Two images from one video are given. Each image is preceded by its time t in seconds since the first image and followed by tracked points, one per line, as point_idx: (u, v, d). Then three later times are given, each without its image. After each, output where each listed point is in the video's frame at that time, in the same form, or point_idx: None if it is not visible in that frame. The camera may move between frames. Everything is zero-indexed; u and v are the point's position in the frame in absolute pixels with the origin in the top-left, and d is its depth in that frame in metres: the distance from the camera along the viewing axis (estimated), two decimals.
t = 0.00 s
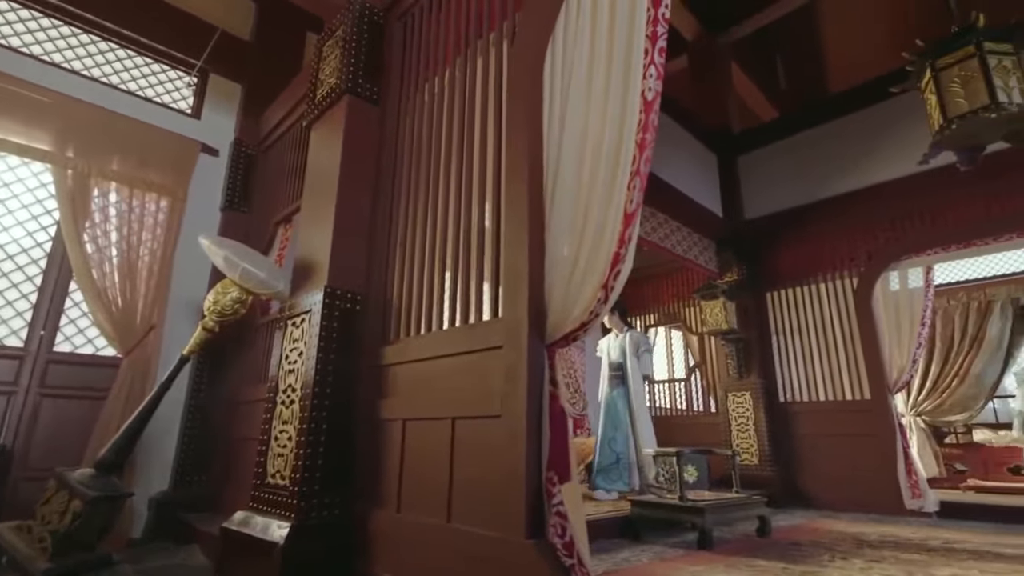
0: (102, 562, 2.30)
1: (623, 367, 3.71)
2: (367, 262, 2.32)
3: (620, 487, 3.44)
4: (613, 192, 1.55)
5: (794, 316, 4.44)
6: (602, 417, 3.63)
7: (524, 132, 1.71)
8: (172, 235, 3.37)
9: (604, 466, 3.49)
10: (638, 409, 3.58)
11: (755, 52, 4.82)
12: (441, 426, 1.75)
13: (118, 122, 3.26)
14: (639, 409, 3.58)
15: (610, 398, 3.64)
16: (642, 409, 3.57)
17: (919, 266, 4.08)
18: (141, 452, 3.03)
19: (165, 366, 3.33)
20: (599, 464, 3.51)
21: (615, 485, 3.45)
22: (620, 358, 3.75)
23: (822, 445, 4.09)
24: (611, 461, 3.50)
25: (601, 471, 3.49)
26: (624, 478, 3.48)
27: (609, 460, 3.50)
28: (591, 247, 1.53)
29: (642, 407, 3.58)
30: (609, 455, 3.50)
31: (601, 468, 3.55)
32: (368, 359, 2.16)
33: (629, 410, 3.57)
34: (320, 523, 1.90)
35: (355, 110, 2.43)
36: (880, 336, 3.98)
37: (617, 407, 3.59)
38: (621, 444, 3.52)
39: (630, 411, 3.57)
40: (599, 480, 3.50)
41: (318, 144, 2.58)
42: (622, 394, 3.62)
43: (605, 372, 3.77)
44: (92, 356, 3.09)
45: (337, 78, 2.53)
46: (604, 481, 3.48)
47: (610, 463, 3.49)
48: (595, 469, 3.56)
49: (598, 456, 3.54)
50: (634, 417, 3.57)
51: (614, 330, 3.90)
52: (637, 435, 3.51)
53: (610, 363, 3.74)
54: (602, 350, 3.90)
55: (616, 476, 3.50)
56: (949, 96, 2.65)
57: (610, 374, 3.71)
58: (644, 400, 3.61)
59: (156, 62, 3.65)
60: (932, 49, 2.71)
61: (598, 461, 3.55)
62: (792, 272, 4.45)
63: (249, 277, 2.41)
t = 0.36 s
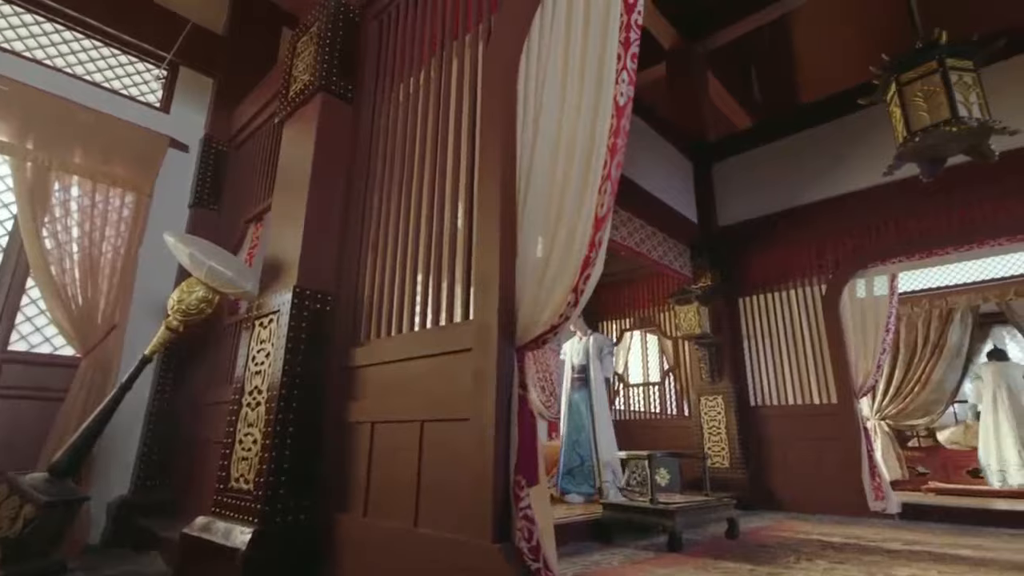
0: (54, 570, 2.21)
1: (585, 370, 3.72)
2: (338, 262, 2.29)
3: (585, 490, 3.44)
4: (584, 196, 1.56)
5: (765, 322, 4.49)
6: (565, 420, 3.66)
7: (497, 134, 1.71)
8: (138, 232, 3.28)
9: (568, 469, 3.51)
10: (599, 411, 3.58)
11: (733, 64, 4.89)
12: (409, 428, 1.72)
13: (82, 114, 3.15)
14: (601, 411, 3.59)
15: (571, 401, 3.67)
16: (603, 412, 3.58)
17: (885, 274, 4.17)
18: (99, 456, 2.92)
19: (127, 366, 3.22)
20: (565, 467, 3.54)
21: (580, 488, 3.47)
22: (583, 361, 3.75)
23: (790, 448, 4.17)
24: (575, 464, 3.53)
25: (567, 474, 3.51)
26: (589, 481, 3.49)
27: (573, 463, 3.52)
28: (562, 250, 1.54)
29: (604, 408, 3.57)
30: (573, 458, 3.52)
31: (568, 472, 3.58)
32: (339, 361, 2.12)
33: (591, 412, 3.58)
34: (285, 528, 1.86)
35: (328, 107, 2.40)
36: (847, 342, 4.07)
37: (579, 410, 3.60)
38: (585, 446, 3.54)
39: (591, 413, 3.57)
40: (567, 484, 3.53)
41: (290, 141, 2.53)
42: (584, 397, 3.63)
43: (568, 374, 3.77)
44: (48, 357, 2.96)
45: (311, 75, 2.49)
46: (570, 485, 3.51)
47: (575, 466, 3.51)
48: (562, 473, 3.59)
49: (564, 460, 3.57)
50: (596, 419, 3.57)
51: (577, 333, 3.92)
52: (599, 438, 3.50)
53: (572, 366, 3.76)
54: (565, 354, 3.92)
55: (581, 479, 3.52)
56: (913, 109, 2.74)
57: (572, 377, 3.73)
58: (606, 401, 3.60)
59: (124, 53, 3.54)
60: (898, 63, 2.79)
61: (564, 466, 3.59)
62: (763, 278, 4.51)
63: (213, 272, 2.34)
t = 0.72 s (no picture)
0: None
1: (555, 374, 3.74)
2: (311, 262, 2.25)
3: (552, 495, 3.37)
4: (557, 199, 1.56)
5: (739, 327, 4.57)
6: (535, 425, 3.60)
7: (471, 135, 1.70)
8: (104, 229, 3.18)
9: (538, 473, 3.45)
10: (567, 415, 3.59)
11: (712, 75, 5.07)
12: (379, 432, 1.70)
13: (47, 106, 3.04)
14: (570, 415, 3.59)
15: (541, 404, 3.64)
16: (571, 416, 3.59)
17: (854, 281, 4.21)
18: (58, 458, 2.82)
19: (89, 367, 3.12)
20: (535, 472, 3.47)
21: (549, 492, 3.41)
22: (552, 365, 3.78)
23: (761, 452, 4.24)
24: (544, 468, 3.46)
25: (537, 479, 3.44)
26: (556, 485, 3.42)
27: (542, 468, 3.46)
28: (535, 253, 1.54)
29: (573, 412, 3.59)
30: (542, 462, 3.46)
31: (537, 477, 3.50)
32: (309, 362, 2.08)
33: (560, 415, 3.57)
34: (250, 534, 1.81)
35: (303, 105, 2.37)
36: (818, 347, 4.13)
37: (548, 413, 3.58)
38: (553, 449, 3.48)
39: (560, 417, 3.57)
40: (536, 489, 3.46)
41: (263, 139, 2.48)
42: (553, 400, 3.62)
43: (538, 378, 3.78)
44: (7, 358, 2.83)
45: (285, 72, 2.45)
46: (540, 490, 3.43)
47: (544, 470, 3.44)
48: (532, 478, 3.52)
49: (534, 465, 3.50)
50: (564, 423, 3.56)
51: (547, 338, 3.94)
52: (566, 441, 3.49)
53: (541, 370, 3.77)
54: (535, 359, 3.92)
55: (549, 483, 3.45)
56: (881, 121, 2.81)
57: (541, 381, 3.73)
58: (574, 405, 3.62)
59: (93, 45, 3.44)
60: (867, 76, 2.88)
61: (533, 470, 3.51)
62: (738, 284, 4.57)
63: (180, 272, 2.26)
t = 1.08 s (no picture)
0: None
1: (530, 376, 3.68)
2: (285, 262, 2.21)
3: (523, 499, 3.36)
4: (533, 201, 1.56)
5: (717, 332, 4.60)
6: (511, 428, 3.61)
7: (447, 135, 1.69)
8: (71, 225, 3.08)
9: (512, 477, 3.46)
10: (542, 417, 3.53)
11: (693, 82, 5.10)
12: (351, 435, 1.67)
13: (14, 98, 2.95)
14: (544, 417, 3.54)
15: (516, 408, 3.62)
16: (545, 418, 3.53)
17: (828, 287, 4.29)
18: (19, 461, 2.73)
19: (52, 367, 3.02)
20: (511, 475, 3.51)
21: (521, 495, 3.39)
22: (528, 367, 3.72)
23: (738, 455, 4.28)
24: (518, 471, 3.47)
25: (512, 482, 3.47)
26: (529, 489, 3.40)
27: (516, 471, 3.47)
28: (510, 255, 1.53)
29: (547, 414, 3.52)
30: (516, 466, 3.46)
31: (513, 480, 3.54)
32: (281, 364, 2.04)
33: (533, 418, 3.53)
34: (217, 540, 1.77)
35: (280, 102, 2.33)
36: (793, 352, 4.20)
37: (523, 416, 3.56)
38: (525, 453, 3.46)
39: (534, 420, 3.52)
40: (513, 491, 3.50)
41: (238, 135, 2.44)
42: (528, 403, 3.58)
43: (514, 381, 3.74)
44: None
45: (262, 69, 2.42)
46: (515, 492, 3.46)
47: (517, 474, 3.44)
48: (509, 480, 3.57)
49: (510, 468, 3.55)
50: (538, 425, 3.51)
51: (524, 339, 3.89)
52: (539, 444, 3.44)
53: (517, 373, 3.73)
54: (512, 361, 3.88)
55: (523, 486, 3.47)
56: (854, 130, 2.88)
57: (517, 384, 3.70)
58: (549, 407, 3.56)
59: (63, 37, 3.35)
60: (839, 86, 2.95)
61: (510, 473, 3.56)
62: (717, 289, 4.64)
63: (150, 270, 2.24)
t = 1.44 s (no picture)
0: None
1: (507, 378, 3.66)
2: (260, 260, 2.17)
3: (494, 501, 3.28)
4: (510, 203, 1.56)
5: (698, 335, 4.63)
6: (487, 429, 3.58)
7: (425, 134, 1.67)
8: (41, 220, 2.99)
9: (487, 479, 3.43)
10: (519, 419, 3.52)
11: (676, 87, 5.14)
12: (323, 437, 1.64)
13: None
14: (521, 419, 3.53)
15: (493, 409, 3.58)
16: (523, 420, 3.52)
17: (806, 291, 4.34)
18: None
19: (16, 365, 2.94)
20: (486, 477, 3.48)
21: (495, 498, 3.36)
22: (505, 369, 3.69)
23: (716, 457, 4.32)
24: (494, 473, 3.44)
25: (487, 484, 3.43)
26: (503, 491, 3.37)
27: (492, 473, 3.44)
28: (487, 256, 1.53)
29: (524, 417, 3.52)
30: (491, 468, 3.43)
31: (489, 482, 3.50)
32: (254, 364, 2.00)
33: (511, 420, 3.51)
34: (184, 544, 1.73)
35: (256, 98, 2.29)
36: (771, 356, 4.25)
37: (499, 417, 3.53)
38: (501, 454, 3.44)
39: (511, 422, 3.50)
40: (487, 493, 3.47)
41: (213, 131, 2.39)
42: (506, 405, 3.55)
43: (491, 382, 3.71)
44: None
45: (238, 63, 2.38)
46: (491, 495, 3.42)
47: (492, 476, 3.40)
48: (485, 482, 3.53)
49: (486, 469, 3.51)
50: (515, 428, 3.50)
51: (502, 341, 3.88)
52: (516, 447, 3.43)
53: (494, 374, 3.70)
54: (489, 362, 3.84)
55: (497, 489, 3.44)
56: (831, 137, 2.92)
57: (494, 385, 3.67)
58: (527, 410, 3.55)
59: (35, 27, 3.22)
60: (816, 94, 3.00)
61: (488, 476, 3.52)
62: (698, 294, 4.67)
63: (118, 267, 2.19)
